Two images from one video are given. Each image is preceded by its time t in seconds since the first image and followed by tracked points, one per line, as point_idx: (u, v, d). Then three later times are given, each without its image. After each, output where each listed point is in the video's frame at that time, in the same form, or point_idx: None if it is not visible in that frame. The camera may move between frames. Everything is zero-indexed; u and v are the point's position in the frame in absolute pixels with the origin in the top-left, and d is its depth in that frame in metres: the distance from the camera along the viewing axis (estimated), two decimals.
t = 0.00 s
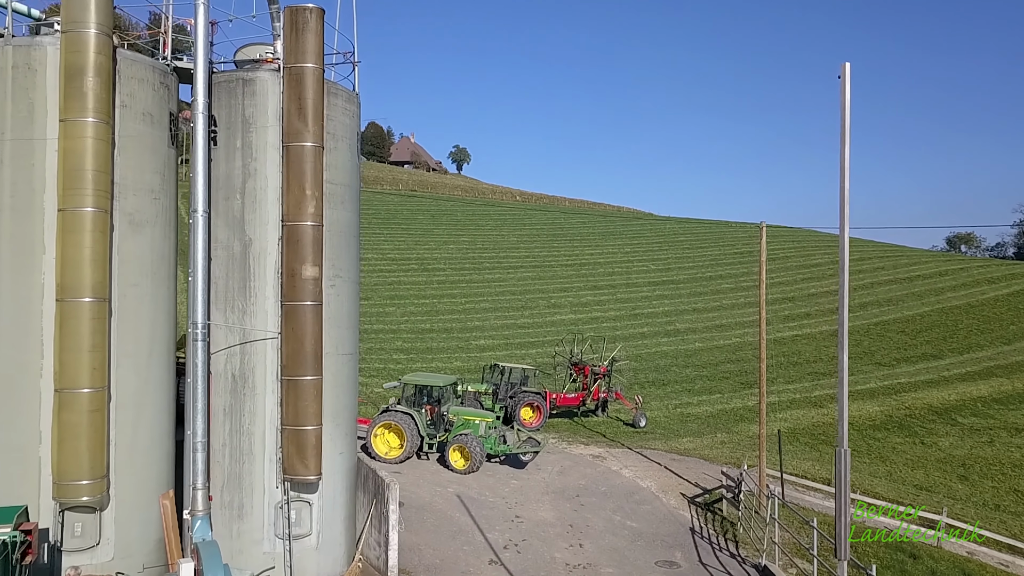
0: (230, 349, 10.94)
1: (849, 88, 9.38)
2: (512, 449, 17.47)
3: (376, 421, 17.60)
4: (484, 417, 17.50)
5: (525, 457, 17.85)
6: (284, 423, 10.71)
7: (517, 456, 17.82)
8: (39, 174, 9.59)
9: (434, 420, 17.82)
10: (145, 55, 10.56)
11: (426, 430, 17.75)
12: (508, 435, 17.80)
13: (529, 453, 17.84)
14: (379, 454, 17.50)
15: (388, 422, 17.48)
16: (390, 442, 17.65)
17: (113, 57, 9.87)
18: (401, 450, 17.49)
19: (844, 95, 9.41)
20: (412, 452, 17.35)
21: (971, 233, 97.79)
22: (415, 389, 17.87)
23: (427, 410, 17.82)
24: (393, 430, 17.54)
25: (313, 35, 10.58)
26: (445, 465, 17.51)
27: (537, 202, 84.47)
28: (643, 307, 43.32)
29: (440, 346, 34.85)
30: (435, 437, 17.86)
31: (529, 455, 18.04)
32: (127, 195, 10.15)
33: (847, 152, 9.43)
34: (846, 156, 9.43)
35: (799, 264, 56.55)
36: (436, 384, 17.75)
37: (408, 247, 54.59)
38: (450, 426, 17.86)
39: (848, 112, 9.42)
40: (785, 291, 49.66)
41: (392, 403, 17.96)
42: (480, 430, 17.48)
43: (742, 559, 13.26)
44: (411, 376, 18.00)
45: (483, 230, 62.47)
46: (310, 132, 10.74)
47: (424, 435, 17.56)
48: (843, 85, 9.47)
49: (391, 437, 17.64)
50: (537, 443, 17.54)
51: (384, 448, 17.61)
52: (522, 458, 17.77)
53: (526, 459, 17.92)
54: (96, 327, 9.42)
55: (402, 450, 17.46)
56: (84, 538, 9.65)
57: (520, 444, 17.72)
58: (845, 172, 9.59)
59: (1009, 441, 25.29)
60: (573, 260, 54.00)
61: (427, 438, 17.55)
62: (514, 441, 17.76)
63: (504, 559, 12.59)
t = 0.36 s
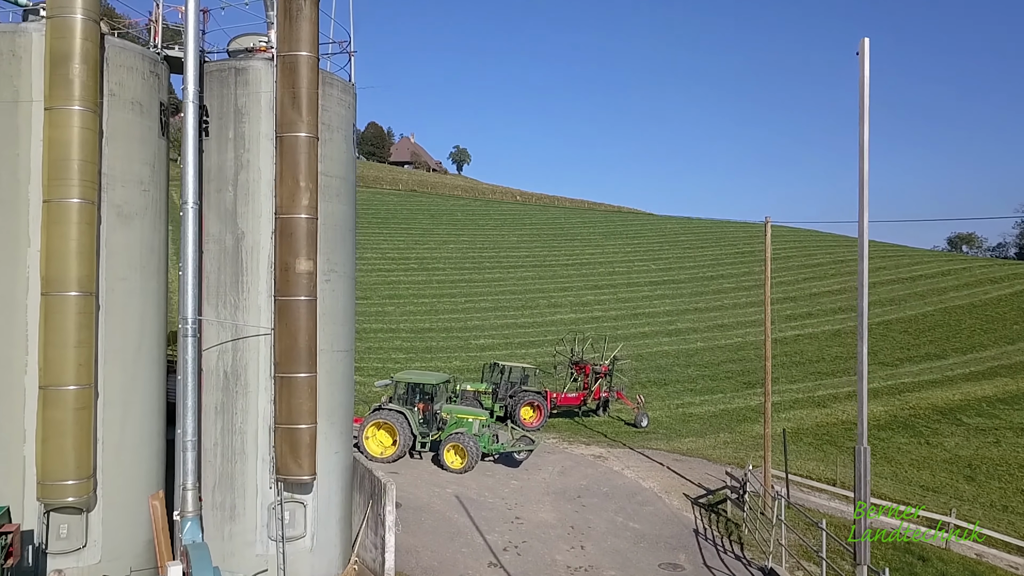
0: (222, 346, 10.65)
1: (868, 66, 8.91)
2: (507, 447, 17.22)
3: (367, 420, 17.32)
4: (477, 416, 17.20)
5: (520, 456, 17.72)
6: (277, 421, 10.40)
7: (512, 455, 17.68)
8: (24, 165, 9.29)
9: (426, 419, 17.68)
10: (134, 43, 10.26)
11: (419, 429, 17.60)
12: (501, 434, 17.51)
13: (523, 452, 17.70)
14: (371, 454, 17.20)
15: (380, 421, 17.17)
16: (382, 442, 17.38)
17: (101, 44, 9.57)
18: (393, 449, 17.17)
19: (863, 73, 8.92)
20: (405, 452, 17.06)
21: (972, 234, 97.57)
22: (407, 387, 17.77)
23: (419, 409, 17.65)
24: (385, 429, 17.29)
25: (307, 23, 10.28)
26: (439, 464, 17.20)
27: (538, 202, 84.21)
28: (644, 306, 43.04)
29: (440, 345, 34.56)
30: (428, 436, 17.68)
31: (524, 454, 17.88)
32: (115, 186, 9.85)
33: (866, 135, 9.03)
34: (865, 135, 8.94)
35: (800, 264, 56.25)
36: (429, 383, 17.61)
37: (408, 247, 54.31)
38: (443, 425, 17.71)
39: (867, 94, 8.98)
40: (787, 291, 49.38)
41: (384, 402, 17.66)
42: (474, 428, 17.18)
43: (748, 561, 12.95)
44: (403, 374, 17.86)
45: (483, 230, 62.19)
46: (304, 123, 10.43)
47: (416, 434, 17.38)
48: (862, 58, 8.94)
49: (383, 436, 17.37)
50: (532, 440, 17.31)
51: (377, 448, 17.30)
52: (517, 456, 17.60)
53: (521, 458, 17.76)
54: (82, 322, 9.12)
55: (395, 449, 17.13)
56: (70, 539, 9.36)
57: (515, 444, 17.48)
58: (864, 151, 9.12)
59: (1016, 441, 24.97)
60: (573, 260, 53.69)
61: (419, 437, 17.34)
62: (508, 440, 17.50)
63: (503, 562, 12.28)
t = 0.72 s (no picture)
0: (215, 345, 10.35)
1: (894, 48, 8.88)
2: (506, 449, 17.02)
3: (363, 421, 16.99)
4: (476, 416, 16.91)
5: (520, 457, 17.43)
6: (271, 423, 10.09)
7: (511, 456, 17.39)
8: (9, 158, 8.99)
9: (424, 419, 17.32)
10: (124, 33, 9.96)
11: (416, 430, 17.22)
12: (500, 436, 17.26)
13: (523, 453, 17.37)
14: (368, 455, 16.91)
15: (378, 422, 16.87)
16: (380, 443, 17.09)
17: (88, 34, 9.27)
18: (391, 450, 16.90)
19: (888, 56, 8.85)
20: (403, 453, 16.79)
21: (973, 233, 97.38)
22: (404, 387, 17.35)
23: (417, 409, 17.29)
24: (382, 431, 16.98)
25: (302, 12, 9.97)
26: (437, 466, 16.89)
27: (538, 202, 83.94)
28: (645, 306, 42.75)
29: (440, 345, 34.26)
30: (426, 437, 17.32)
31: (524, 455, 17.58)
32: (104, 180, 9.55)
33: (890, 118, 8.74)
34: (889, 115, 8.65)
35: (802, 264, 55.97)
36: (426, 383, 17.19)
37: (408, 246, 54.03)
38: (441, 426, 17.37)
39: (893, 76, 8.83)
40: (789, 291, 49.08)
41: (381, 402, 17.35)
42: (473, 430, 16.89)
43: (755, 566, 12.66)
44: (400, 374, 17.43)
45: (483, 230, 61.91)
46: (298, 115, 10.12)
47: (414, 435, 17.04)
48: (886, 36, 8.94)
49: (380, 437, 17.07)
50: (532, 441, 17.07)
51: (374, 449, 17.02)
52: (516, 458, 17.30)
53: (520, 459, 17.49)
54: (69, 321, 8.82)
55: (392, 450, 16.87)
56: (56, 545, 9.06)
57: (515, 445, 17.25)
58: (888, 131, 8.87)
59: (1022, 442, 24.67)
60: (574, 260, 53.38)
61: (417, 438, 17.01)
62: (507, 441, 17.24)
63: (504, 566, 11.97)
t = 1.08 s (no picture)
0: (207, 344, 10.03)
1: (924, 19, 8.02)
2: (510, 451, 16.63)
3: (364, 422, 16.63)
4: (479, 417, 16.69)
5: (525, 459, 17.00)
6: (264, 424, 9.77)
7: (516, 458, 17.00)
8: None
9: (425, 421, 16.96)
10: (112, 20, 9.63)
11: (418, 431, 16.87)
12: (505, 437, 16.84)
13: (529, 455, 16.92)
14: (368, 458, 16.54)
15: (378, 424, 16.51)
16: (380, 445, 16.72)
17: (75, 20, 8.94)
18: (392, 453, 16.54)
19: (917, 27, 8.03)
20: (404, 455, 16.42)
21: (975, 233, 97.55)
22: (405, 388, 17.02)
23: (418, 410, 16.90)
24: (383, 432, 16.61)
25: None
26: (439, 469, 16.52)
27: (538, 202, 83.60)
28: (647, 306, 42.41)
29: (440, 345, 33.92)
30: (428, 439, 16.98)
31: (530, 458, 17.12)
32: (91, 172, 9.22)
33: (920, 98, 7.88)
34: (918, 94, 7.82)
35: (804, 264, 55.63)
36: (428, 383, 16.86)
37: (408, 246, 53.72)
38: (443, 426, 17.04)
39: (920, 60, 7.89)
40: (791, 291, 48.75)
41: (382, 403, 16.99)
42: (476, 430, 16.65)
43: (762, 571, 12.34)
44: (402, 375, 17.16)
45: (483, 230, 61.57)
46: (293, 106, 9.80)
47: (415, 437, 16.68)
48: (914, 11, 8.06)
49: (381, 440, 16.71)
50: (536, 443, 16.65)
51: (374, 451, 16.66)
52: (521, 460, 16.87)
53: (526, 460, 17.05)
54: (54, 318, 8.48)
55: (393, 453, 16.50)
56: (41, 550, 8.72)
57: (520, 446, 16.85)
58: (918, 120, 8.05)
59: None
60: (575, 260, 53.05)
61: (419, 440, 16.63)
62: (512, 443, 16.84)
63: (505, 571, 11.64)
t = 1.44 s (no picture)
0: (199, 342, 9.70)
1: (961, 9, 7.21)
2: (521, 453, 16.31)
3: (372, 424, 16.36)
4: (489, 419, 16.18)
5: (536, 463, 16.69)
6: (258, 425, 9.44)
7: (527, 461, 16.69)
8: None
9: (435, 423, 16.43)
10: (101, 7, 9.32)
11: (427, 434, 16.37)
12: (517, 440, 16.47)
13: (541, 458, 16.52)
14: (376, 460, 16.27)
15: (387, 426, 16.24)
16: (388, 447, 16.47)
17: (61, 7, 8.62)
18: (400, 455, 16.29)
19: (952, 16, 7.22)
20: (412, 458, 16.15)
21: (976, 233, 97.21)
22: (414, 389, 16.48)
23: (427, 412, 16.37)
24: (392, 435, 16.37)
25: None
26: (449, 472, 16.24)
27: (539, 202, 83.23)
28: (649, 306, 42.07)
29: (440, 346, 33.57)
30: (438, 441, 16.47)
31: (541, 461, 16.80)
32: (77, 164, 8.89)
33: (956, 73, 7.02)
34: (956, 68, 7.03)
35: (806, 264, 55.28)
36: (437, 385, 16.31)
37: (407, 246, 53.41)
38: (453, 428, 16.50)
39: (959, 18, 7.18)
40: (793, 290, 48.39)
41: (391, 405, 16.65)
42: (487, 433, 16.14)
43: None
44: (410, 376, 16.63)
45: (483, 230, 61.23)
46: (287, 96, 9.47)
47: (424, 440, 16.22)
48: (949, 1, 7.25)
49: (389, 442, 16.45)
50: (547, 445, 16.41)
51: (382, 453, 16.39)
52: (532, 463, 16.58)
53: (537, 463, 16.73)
54: (36, 315, 8.13)
55: (401, 455, 16.25)
56: (25, 556, 8.40)
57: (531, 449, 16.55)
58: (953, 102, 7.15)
59: None
60: (575, 260, 52.70)
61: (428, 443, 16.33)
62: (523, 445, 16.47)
63: None
